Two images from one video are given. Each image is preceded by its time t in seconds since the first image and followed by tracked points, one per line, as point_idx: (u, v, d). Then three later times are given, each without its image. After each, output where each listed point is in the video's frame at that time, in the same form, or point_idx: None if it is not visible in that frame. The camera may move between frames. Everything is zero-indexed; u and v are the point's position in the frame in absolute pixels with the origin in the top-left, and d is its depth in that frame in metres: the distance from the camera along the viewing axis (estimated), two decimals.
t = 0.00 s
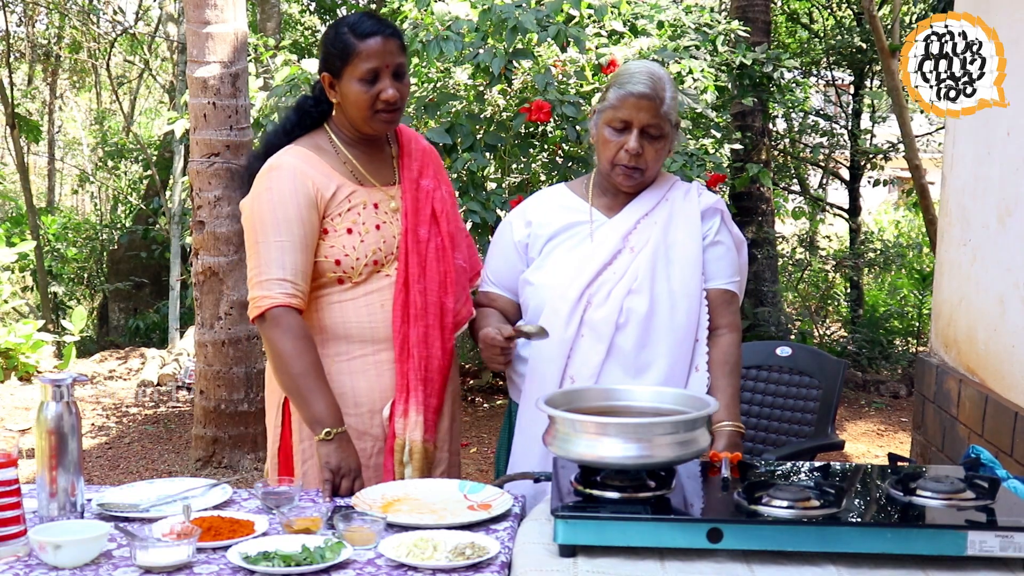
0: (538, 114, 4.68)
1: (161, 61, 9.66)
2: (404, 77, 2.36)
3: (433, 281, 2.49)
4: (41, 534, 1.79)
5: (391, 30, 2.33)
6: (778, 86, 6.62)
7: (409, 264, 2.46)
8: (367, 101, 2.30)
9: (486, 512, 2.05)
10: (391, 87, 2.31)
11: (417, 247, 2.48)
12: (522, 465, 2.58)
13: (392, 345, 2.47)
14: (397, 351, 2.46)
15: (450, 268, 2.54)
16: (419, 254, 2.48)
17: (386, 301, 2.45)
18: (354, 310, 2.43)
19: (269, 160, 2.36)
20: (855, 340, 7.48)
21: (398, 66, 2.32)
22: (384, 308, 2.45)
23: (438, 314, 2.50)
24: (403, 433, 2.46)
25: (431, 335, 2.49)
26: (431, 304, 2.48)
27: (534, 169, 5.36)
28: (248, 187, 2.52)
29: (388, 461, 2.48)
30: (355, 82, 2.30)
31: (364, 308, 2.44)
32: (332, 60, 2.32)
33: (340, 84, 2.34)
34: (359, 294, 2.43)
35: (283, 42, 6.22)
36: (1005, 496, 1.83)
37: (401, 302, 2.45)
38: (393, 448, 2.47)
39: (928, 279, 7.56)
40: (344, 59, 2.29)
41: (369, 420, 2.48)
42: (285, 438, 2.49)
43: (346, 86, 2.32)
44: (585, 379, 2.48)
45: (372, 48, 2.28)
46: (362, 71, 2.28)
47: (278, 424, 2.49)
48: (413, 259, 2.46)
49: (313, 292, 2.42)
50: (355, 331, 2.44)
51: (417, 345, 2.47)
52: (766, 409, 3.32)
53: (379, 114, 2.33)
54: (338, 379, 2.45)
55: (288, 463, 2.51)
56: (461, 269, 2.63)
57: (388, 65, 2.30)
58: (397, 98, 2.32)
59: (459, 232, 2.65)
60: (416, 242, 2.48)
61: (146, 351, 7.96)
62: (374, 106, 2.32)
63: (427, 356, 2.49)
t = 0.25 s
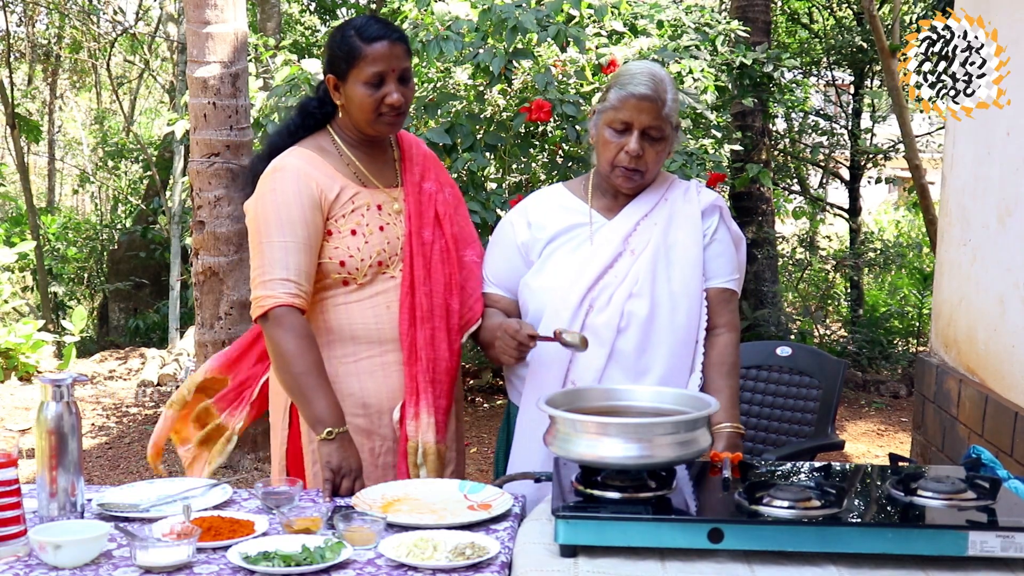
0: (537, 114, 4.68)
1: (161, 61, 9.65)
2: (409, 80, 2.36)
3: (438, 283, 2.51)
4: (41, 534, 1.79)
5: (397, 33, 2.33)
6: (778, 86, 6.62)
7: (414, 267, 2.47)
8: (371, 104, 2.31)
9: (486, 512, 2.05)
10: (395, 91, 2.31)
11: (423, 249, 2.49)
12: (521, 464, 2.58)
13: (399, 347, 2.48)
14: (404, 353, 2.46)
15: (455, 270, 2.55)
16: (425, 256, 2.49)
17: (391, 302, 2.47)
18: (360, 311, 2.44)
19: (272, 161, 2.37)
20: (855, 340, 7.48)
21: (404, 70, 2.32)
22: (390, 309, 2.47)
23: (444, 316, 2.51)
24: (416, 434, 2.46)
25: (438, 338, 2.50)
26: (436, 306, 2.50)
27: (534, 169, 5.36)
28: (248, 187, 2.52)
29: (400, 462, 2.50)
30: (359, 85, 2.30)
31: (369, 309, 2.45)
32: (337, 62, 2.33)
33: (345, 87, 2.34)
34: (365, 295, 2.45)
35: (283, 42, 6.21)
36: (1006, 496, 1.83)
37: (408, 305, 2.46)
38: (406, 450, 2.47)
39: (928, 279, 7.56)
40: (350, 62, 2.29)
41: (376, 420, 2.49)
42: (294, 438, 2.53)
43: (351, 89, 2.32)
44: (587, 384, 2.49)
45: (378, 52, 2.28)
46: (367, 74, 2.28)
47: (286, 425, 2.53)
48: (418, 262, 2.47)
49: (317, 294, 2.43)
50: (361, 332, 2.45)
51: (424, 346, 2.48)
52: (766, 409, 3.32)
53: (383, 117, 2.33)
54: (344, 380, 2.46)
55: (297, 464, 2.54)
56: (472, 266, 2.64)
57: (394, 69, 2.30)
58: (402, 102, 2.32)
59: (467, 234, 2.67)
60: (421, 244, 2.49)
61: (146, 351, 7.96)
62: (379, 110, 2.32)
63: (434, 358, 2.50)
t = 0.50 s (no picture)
0: (537, 114, 4.68)
1: (161, 61, 9.65)
2: (409, 81, 2.36)
3: (438, 283, 2.51)
4: (41, 534, 1.79)
5: (398, 34, 2.32)
6: (778, 86, 6.62)
7: (415, 267, 2.48)
8: (371, 105, 2.31)
9: (486, 512, 2.05)
10: (394, 93, 2.31)
11: (423, 249, 2.50)
12: (522, 465, 2.58)
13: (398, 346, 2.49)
14: (404, 354, 2.47)
15: (455, 271, 2.56)
16: (425, 256, 2.50)
17: (390, 302, 2.47)
18: (359, 311, 2.44)
19: (273, 161, 2.37)
20: (855, 340, 7.47)
21: (404, 71, 2.32)
22: (389, 309, 2.46)
23: (444, 317, 2.52)
24: (415, 435, 2.48)
25: (437, 338, 2.51)
26: (436, 307, 2.50)
27: (534, 169, 5.37)
28: (249, 187, 2.52)
29: (400, 463, 2.50)
30: (359, 86, 2.30)
31: (368, 309, 2.45)
32: (338, 63, 2.33)
33: (345, 88, 2.34)
34: (364, 295, 2.45)
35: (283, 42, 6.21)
36: (1006, 496, 1.83)
37: (408, 305, 2.46)
38: (405, 451, 2.49)
39: (928, 279, 7.56)
40: (351, 63, 2.30)
41: (373, 419, 2.49)
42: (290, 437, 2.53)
43: (351, 90, 2.32)
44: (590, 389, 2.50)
45: (378, 53, 2.28)
46: (368, 75, 2.28)
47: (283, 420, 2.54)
48: (418, 262, 2.48)
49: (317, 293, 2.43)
50: (360, 331, 2.44)
51: (424, 347, 2.49)
52: (767, 409, 3.32)
53: (382, 118, 2.33)
54: (342, 380, 2.46)
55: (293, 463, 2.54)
56: (473, 266, 2.65)
57: (394, 70, 2.30)
58: (402, 103, 2.32)
59: (468, 234, 2.67)
60: (422, 245, 2.49)
61: (146, 351, 7.96)
62: (378, 111, 2.32)
63: (433, 359, 2.51)
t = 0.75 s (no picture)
0: (538, 114, 4.67)
1: (161, 61, 9.65)
2: (406, 81, 2.35)
3: (432, 284, 2.50)
4: (41, 534, 1.79)
5: (396, 33, 2.32)
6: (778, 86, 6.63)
7: (409, 267, 2.47)
8: (367, 104, 2.30)
9: (486, 512, 2.05)
10: (391, 92, 2.30)
11: (418, 249, 2.48)
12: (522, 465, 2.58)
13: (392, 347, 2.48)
14: (398, 354, 2.46)
15: (450, 271, 2.54)
16: (420, 256, 2.49)
17: (384, 303, 2.46)
18: (352, 311, 2.43)
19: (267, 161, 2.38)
20: (855, 340, 7.47)
21: (400, 70, 2.31)
22: (383, 309, 2.46)
23: (438, 318, 2.51)
24: (406, 437, 2.47)
25: (431, 339, 2.50)
26: (431, 308, 2.49)
27: (534, 169, 5.36)
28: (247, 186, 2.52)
29: (389, 464, 2.49)
30: (355, 85, 2.30)
31: (362, 309, 2.44)
32: (334, 61, 2.33)
33: (341, 85, 2.34)
34: (358, 295, 2.44)
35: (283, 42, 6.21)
36: (1006, 497, 1.83)
37: (402, 306, 2.45)
38: (395, 452, 2.48)
39: (928, 279, 7.56)
40: (347, 60, 2.29)
41: (365, 421, 2.47)
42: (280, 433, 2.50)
43: (347, 88, 2.32)
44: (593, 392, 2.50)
45: (374, 52, 2.27)
46: (363, 74, 2.28)
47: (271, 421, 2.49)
48: (413, 262, 2.47)
49: (308, 292, 2.42)
50: (353, 331, 2.44)
51: (418, 349, 2.48)
52: (767, 409, 3.32)
53: (378, 117, 2.33)
54: (338, 380, 2.45)
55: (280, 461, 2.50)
56: (469, 267, 2.62)
57: (390, 69, 2.29)
58: (398, 102, 2.31)
59: (466, 234, 2.65)
60: (416, 244, 2.48)
61: (146, 351, 7.97)
62: (374, 110, 2.31)
63: (427, 359, 2.50)
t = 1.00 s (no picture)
0: (538, 114, 4.67)
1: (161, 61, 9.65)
2: (400, 80, 2.34)
3: (423, 285, 2.46)
4: (41, 534, 1.79)
5: (390, 32, 2.31)
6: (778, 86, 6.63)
7: (400, 269, 2.44)
8: (359, 103, 2.29)
9: (486, 512, 2.05)
10: (384, 92, 2.29)
11: (410, 250, 2.45)
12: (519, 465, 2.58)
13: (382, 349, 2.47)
14: (388, 358, 2.44)
15: (442, 271, 2.50)
16: (412, 257, 2.46)
17: (375, 303, 2.45)
18: (342, 312, 2.43)
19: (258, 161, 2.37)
20: (855, 340, 7.46)
21: (394, 69, 2.30)
22: (374, 310, 2.45)
23: (429, 320, 2.48)
24: (397, 441, 2.45)
25: (422, 341, 2.47)
26: (422, 310, 2.46)
27: (534, 169, 5.36)
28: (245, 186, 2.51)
29: (378, 469, 2.47)
30: (348, 84, 2.29)
31: (352, 310, 2.43)
32: (327, 59, 2.31)
33: (334, 84, 2.32)
34: (348, 296, 2.43)
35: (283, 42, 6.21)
36: (1006, 497, 1.83)
37: (393, 308, 2.43)
38: (384, 455, 2.47)
39: (928, 279, 7.56)
40: (340, 59, 2.28)
41: (354, 422, 2.47)
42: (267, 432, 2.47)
43: (339, 87, 2.31)
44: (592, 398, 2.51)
45: (368, 51, 2.26)
46: (357, 73, 2.27)
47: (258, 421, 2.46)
48: (405, 263, 2.44)
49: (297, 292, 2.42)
50: (344, 332, 2.43)
51: (409, 351, 2.45)
52: (767, 409, 3.32)
53: (370, 117, 2.31)
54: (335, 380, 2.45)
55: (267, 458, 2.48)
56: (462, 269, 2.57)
57: (383, 69, 2.28)
58: (391, 102, 2.30)
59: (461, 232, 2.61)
60: (408, 245, 2.45)
61: (146, 351, 7.97)
62: (367, 110, 2.30)
63: (418, 362, 2.47)
